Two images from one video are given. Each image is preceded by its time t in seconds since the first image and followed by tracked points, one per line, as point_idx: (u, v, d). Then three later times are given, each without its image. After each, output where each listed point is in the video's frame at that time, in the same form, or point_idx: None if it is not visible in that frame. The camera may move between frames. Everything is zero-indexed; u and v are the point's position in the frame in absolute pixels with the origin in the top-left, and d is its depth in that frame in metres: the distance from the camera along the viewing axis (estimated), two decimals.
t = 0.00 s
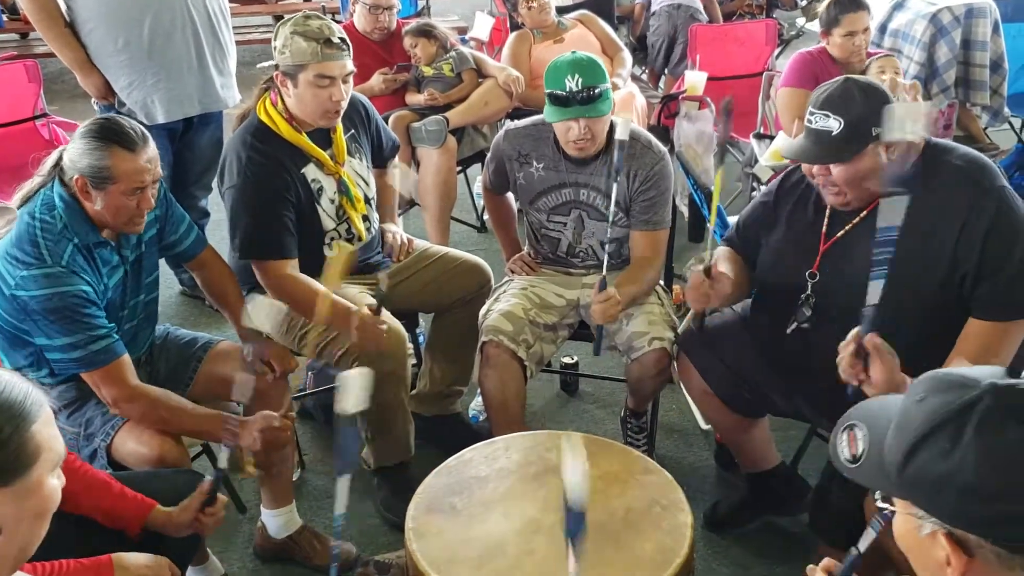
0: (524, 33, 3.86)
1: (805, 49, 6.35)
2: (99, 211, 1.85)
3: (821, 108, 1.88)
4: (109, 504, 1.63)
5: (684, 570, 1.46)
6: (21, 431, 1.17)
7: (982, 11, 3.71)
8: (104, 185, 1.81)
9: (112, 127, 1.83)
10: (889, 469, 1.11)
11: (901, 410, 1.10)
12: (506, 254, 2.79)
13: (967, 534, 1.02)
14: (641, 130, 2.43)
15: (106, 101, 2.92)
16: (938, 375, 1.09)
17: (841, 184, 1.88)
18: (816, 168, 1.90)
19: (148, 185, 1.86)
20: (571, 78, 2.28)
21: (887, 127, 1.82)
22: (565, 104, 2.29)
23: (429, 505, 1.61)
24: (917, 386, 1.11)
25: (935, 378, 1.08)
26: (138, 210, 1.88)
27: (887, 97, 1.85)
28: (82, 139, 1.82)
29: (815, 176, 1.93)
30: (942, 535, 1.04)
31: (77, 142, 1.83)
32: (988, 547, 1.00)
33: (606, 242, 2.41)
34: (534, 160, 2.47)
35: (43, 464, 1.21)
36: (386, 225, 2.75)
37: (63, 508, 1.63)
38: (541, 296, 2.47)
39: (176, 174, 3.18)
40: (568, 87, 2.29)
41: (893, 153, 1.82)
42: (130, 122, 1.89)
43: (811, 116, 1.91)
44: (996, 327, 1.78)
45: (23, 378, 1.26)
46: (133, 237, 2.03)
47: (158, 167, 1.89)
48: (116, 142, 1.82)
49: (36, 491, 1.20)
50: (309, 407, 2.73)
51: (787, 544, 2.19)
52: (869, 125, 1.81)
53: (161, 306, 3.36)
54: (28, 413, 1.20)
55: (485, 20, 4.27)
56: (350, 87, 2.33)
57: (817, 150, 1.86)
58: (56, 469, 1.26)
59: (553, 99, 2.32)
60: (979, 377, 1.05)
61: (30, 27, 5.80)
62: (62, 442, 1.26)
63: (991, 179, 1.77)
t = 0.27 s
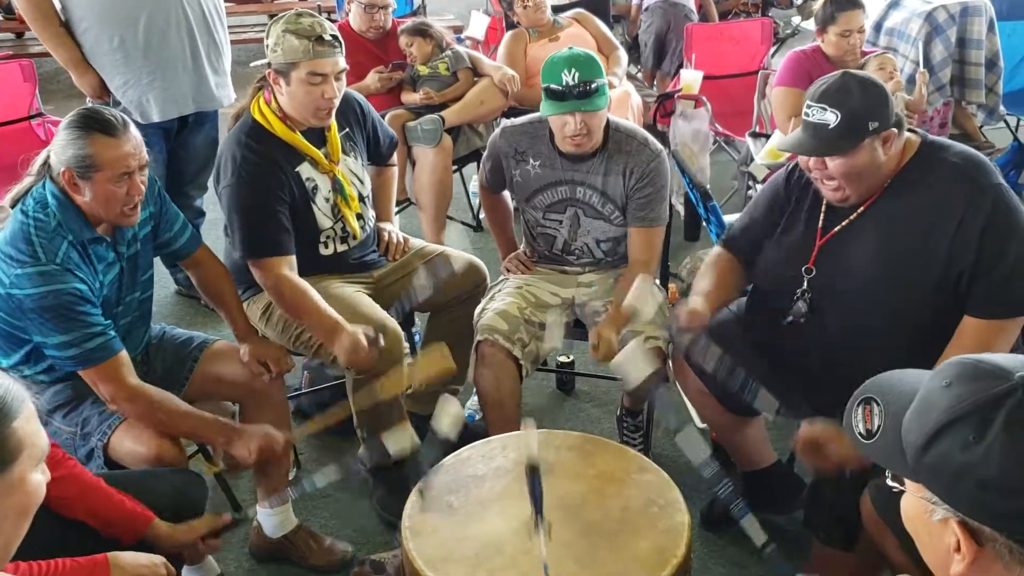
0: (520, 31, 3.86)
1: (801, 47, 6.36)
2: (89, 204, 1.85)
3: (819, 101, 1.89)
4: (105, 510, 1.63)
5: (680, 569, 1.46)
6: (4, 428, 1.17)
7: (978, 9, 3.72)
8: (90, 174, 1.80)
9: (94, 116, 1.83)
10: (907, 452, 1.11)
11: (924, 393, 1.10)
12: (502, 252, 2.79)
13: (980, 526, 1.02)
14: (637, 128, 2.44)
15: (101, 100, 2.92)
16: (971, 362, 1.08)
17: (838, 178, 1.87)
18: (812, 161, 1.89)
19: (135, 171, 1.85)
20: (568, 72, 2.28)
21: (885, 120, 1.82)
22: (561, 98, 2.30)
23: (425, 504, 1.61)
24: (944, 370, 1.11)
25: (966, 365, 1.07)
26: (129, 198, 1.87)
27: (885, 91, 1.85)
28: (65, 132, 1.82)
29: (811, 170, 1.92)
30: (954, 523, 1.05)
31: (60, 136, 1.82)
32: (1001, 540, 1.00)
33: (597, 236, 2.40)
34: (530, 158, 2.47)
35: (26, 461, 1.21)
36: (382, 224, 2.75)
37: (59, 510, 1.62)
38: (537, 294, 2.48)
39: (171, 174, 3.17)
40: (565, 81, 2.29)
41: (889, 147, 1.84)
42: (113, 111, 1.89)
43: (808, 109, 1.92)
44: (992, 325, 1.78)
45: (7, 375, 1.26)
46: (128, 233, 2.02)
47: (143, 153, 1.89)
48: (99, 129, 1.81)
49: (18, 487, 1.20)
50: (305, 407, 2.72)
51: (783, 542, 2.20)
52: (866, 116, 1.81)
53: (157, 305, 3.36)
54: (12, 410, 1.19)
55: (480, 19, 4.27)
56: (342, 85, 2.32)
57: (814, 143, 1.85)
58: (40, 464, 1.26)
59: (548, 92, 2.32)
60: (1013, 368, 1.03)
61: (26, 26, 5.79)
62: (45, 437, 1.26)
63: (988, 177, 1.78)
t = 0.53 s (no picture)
0: (520, 32, 3.86)
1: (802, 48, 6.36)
2: (89, 204, 1.85)
3: (825, 93, 1.90)
4: (108, 513, 1.63)
5: (680, 570, 1.46)
6: None
7: (978, 9, 3.71)
8: (89, 174, 1.80)
9: (93, 116, 1.83)
10: (913, 451, 1.12)
11: (930, 391, 1.11)
12: (502, 253, 2.79)
13: (988, 525, 1.02)
14: (637, 129, 2.44)
15: (102, 101, 2.92)
16: (977, 359, 1.08)
17: (842, 170, 1.87)
18: (816, 154, 1.90)
19: (134, 170, 1.85)
20: (569, 74, 2.29)
21: (890, 114, 1.82)
22: (561, 100, 2.30)
23: (425, 504, 1.61)
24: (950, 368, 1.11)
25: (973, 362, 1.07)
26: (128, 198, 1.87)
27: (891, 86, 1.86)
28: (64, 131, 1.82)
29: (815, 164, 1.93)
30: (960, 522, 1.05)
31: (59, 136, 1.82)
32: (1008, 540, 1.00)
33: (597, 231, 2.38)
34: (530, 160, 2.47)
35: (21, 461, 1.20)
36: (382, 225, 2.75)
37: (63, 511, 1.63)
38: (538, 295, 2.47)
39: (172, 175, 3.17)
40: (566, 82, 2.29)
41: (893, 143, 1.84)
42: (111, 110, 1.89)
43: (814, 101, 1.93)
44: (992, 326, 1.78)
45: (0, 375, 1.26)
46: (128, 232, 2.02)
47: (143, 152, 1.89)
48: (98, 129, 1.81)
49: (14, 488, 1.20)
50: (305, 407, 2.72)
51: (783, 543, 2.20)
52: (871, 109, 1.82)
53: (157, 306, 3.36)
54: (7, 409, 1.19)
55: (481, 20, 4.27)
56: (337, 83, 2.33)
57: (818, 134, 1.86)
58: (37, 464, 1.25)
59: (548, 94, 2.32)
60: (1019, 365, 1.04)
61: (28, 28, 5.80)
62: (41, 437, 1.26)
63: (989, 177, 1.78)
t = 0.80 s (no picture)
0: (521, 32, 3.86)
1: (804, 48, 6.35)
2: (94, 208, 1.85)
3: (819, 107, 1.88)
4: (107, 501, 1.63)
5: (680, 570, 1.46)
6: (10, 426, 1.17)
7: (979, 9, 3.71)
8: (97, 180, 1.81)
9: (103, 122, 1.83)
10: (895, 461, 1.12)
11: (910, 401, 1.11)
12: (503, 252, 2.79)
13: (970, 531, 1.02)
14: (639, 132, 2.43)
15: (103, 101, 2.93)
16: (954, 369, 1.09)
17: (839, 182, 1.87)
18: (812, 165, 1.89)
19: (143, 178, 1.86)
20: (570, 76, 2.27)
21: (885, 124, 1.82)
22: (563, 103, 2.29)
23: (426, 504, 1.61)
24: (928, 378, 1.12)
25: (950, 372, 1.08)
26: (133, 205, 1.88)
27: (886, 96, 1.84)
28: (74, 136, 1.82)
29: (812, 175, 1.92)
30: (944, 529, 1.05)
31: (69, 139, 1.82)
32: (991, 545, 0.99)
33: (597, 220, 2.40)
34: (531, 162, 2.47)
35: (32, 460, 1.21)
36: (382, 225, 2.74)
37: (62, 506, 1.63)
38: (539, 296, 2.47)
39: (172, 175, 3.18)
40: (567, 85, 2.28)
41: (890, 151, 1.84)
42: (122, 117, 1.89)
43: (809, 114, 1.91)
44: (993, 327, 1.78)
45: (12, 375, 1.25)
46: (130, 236, 2.02)
47: (151, 160, 1.90)
48: (108, 136, 1.81)
49: (24, 487, 1.20)
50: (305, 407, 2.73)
51: (783, 543, 2.20)
52: (867, 120, 1.81)
53: (158, 306, 3.36)
54: (16, 408, 1.19)
55: (482, 20, 4.27)
56: (335, 84, 2.33)
57: (813, 147, 1.85)
58: (46, 465, 1.25)
59: (549, 97, 2.31)
60: (995, 374, 1.05)
61: (29, 28, 5.80)
62: (50, 438, 1.26)
63: (990, 179, 1.78)
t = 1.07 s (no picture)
0: (522, 33, 3.86)
1: (805, 49, 6.35)
2: (94, 207, 1.85)
3: (823, 105, 1.89)
4: (109, 502, 1.63)
5: (681, 572, 1.46)
6: (10, 428, 1.18)
7: (980, 10, 3.71)
8: (98, 178, 1.81)
9: (102, 120, 1.83)
10: (902, 461, 1.12)
11: (916, 401, 1.11)
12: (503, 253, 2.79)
13: (980, 532, 1.02)
14: (638, 131, 2.43)
15: (104, 103, 2.93)
16: (963, 368, 1.08)
17: (842, 180, 1.87)
18: (816, 164, 1.90)
19: (142, 175, 1.86)
20: (569, 77, 2.28)
21: (889, 124, 1.82)
22: (562, 103, 2.30)
23: (427, 505, 1.61)
24: (936, 377, 1.11)
25: (958, 371, 1.08)
26: (134, 202, 1.88)
27: (891, 95, 1.85)
28: (72, 136, 1.82)
29: (816, 174, 1.93)
30: (953, 530, 1.05)
31: (67, 139, 1.83)
32: (1000, 546, 0.99)
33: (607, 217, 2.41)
34: (531, 163, 2.47)
35: (32, 461, 1.21)
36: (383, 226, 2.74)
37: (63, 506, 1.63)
38: (540, 297, 2.47)
39: (174, 176, 3.18)
40: (566, 86, 2.28)
41: (893, 151, 1.84)
42: (120, 115, 1.89)
43: (813, 113, 1.92)
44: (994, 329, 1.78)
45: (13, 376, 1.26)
46: (131, 235, 2.02)
47: (150, 156, 1.90)
48: (107, 134, 1.82)
49: (24, 488, 1.20)
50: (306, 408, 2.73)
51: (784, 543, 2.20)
52: (871, 119, 1.81)
53: (159, 307, 3.37)
54: (16, 410, 1.20)
55: (483, 21, 4.28)
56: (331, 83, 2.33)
57: (817, 147, 1.86)
58: (46, 466, 1.26)
59: (549, 98, 2.32)
60: (1005, 374, 1.04)
61: (30, 29, 5.81)
62: (50, 439, 1.26)
63: (993, 180, 1.78)
